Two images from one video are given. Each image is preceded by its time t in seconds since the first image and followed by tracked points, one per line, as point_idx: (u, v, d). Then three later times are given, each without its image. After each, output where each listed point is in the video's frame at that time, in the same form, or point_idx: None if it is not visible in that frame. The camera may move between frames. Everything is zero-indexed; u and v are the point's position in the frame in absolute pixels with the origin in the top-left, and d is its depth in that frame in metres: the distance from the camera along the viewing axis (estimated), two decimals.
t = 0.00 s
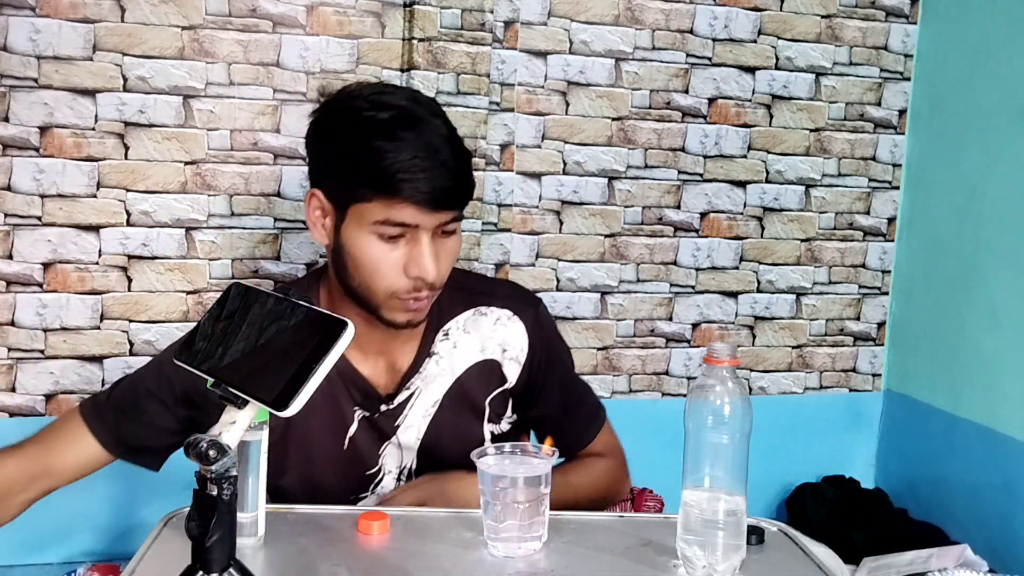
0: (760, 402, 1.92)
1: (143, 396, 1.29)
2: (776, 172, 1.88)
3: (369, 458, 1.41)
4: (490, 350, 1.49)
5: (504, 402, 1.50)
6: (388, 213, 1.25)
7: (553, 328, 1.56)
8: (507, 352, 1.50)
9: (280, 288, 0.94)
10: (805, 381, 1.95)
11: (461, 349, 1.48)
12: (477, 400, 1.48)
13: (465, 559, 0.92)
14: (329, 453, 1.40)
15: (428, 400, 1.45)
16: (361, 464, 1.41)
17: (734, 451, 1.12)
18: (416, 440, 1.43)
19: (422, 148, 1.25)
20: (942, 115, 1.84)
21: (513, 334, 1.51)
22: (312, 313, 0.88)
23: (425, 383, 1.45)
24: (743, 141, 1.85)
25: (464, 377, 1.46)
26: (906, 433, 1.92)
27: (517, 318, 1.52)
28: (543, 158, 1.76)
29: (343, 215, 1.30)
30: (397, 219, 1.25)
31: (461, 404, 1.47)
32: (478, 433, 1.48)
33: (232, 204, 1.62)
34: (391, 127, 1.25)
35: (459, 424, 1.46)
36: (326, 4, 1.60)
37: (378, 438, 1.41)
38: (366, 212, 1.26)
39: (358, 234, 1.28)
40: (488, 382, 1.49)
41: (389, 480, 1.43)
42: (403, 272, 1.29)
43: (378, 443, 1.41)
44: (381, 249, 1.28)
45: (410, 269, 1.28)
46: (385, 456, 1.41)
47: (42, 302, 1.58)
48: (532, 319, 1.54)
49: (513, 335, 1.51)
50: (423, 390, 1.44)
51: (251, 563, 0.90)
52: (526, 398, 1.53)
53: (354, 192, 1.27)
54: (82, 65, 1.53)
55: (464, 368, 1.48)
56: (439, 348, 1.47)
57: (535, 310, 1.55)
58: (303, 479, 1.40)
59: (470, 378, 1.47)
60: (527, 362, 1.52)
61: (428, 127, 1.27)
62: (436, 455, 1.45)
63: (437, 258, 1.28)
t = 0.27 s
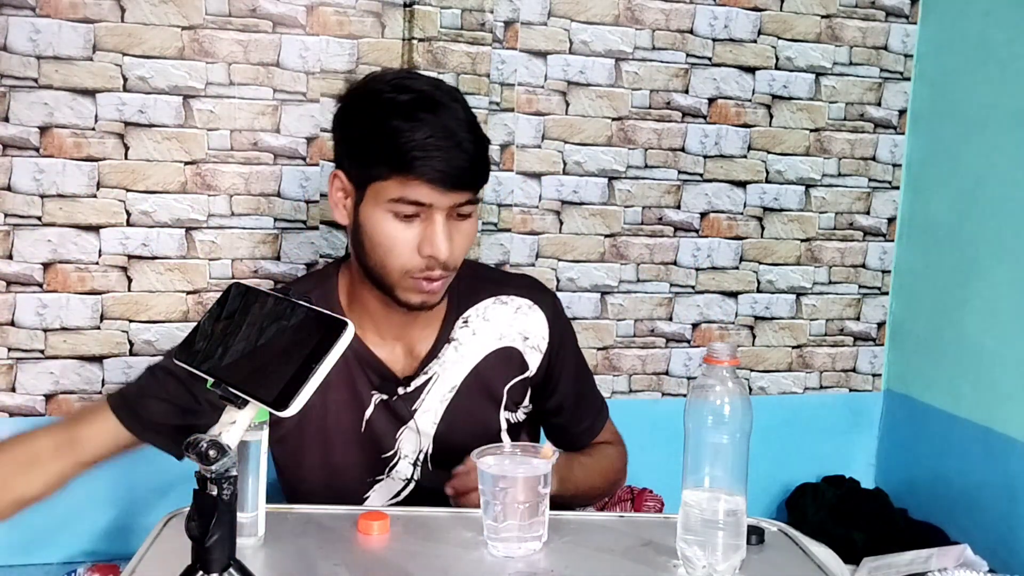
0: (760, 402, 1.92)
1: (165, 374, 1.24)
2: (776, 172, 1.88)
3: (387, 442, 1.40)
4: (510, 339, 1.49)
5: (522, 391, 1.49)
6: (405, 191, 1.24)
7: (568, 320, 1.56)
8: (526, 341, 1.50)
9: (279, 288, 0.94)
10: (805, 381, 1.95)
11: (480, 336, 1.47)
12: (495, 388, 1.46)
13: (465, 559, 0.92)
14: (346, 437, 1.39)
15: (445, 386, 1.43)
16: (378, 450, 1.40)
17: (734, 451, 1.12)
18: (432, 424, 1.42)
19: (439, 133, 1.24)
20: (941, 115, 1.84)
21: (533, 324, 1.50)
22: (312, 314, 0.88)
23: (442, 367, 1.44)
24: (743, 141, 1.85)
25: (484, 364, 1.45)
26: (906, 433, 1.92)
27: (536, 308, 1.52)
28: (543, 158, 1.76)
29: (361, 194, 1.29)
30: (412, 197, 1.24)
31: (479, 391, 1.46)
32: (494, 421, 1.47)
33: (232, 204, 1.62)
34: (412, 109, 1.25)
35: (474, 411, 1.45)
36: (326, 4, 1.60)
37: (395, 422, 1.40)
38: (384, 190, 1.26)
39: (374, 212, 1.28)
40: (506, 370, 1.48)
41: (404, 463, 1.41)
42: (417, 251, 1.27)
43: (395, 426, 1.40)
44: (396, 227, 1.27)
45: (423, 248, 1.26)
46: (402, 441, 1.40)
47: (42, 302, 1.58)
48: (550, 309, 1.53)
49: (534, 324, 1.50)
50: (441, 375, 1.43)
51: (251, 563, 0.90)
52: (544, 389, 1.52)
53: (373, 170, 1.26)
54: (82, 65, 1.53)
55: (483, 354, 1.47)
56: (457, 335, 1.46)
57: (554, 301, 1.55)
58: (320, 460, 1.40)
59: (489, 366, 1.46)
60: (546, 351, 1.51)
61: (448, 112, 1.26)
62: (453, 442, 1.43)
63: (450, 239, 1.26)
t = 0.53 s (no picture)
0: (760, 402, 1.92)
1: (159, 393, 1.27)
2: (776, 172, 1.88)
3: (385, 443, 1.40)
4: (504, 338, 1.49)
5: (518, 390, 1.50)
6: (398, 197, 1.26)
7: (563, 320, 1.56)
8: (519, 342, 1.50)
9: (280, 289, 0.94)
10: (805, 381, 1.95)
11: (475, 336, 1.47)
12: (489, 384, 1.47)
13: (465, 559, 0.92)
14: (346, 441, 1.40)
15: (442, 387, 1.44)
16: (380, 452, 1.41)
17: (734, 451, 1.12)
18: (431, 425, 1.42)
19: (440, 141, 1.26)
20: (941, 116, 1.84)
21: (526, 323, 1.51)
22: (312, 314, 0.88)
23: (438, 368, 1.44)
24: (743, 141, 1.85)
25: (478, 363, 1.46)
26: (906, 433, 1.92)
27: (529, 308, 1.52)
28: (543, 158, 1.76)
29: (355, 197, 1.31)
30: (404, 202, 1.26)
31: (476, 391, 1.46)
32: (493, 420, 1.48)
33: (232, 204, 1.62)
34: (410, 116, 1.27)
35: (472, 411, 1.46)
36: (326, 4, 1.60)
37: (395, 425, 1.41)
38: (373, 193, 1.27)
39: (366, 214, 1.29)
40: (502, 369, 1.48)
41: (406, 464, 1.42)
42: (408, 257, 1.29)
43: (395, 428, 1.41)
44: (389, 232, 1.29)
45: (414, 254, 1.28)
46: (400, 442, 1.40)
47: (42, 302, 1.58)
48: (544, 309, 1.54)
49: (527, 323, 1.51)
50: (437, 376, 1.44)
51: (251, 563, 0.90)
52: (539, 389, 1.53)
53: (367, 174, 1.28)
54: (82, 65, 1.53)
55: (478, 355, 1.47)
56: (451, 335, 1.46)
57: (547, 301, 1.55)
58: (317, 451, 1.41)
59: (484, 366, 1.47)
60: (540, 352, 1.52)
61: (445, 120, 1.27)
62: (453, 441, 1.44)
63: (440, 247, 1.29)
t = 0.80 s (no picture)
0: (760, 402, 1.92)
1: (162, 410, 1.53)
2: (776, 172, 1.88)
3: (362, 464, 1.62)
4: (483, 358, 1.69)
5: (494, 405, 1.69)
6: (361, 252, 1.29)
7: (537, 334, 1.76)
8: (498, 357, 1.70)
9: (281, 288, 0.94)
10: (805, 381, 1.95)
11: (450, 359, 1.66)
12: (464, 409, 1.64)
13: (464, 559, 0.92)
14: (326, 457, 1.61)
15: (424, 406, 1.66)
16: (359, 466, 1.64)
17: (734, 451, 1.12)
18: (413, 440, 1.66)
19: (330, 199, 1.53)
20: (942, 116, 1.85)
21: (500, 342, 1.70)
22: (311, 313, 0.88)
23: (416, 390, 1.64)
24: (743, 140, 1.85)
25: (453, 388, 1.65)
26: (906, 434, 1.92)
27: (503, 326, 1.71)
28: (543, 158, 1.76)
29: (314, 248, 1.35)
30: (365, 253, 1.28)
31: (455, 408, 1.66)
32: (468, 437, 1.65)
33: (232, 204, 1.61)
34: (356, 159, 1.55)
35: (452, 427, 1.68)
36: (326, 4, 1.59)
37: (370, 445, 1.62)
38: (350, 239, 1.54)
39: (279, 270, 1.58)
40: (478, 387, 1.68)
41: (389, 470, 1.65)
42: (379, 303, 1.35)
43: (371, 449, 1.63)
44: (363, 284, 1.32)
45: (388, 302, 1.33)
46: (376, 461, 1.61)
47: (42, 302, 1.58)
48: (518, 326, 1.74)
49: (502, 343, 1.70)
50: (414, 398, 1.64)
51: (251, 563, 0.90)
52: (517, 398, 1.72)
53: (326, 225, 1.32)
54: (82, 65, 1.53)
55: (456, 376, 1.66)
56: (426, 360, 1.64)
57: (521, 316, 1.74)
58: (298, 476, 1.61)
59: (464, 384, 1.68)
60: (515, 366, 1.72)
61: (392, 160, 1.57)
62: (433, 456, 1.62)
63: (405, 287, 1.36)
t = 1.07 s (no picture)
0: (760, 402, 1.92)
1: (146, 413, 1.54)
2: (776, 172, 1.88)
3: (347, 480, 1.54)
4: (466, 370, 1.62)
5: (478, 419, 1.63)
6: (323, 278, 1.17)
7: (523, 343, 1.69)
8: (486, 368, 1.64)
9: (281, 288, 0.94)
10: (805, 381, 1.95)
11: (432, 374, 1.59)
12: (449, 423, 1.57)
13: (464, 559, 0.92)
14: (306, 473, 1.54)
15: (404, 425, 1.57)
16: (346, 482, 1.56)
17: (734, 451, 1.12)
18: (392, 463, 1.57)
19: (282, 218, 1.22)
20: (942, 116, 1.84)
21: (485, 353, 1.63)
22: (311, 314, 0.88)
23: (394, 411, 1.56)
24: (743, 141, 1.85)
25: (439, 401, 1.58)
26: (906, 434, 1.92)
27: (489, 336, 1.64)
28: (543, 158, 1.76)
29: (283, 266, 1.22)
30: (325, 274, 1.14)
31: (437, 424, 1.60)
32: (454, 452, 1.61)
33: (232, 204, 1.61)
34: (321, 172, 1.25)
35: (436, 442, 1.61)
36: (326, 4, 1.60)
37: (350, 463, 1.54)
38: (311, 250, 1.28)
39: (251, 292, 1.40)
40: (461, 401, 1.62)
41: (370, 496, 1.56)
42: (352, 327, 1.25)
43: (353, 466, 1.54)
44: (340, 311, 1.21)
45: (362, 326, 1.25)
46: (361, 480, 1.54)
47: (42, 302, 1.58)
48: (503, 335, 1.67)
49: (486, 353, 1.63)
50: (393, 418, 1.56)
51: (251, 564, 0.90)
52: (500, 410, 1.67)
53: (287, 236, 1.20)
54: (82, 65, 1.53)
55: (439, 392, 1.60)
56: (407, 376, 1.57)
57: (507, 324, 1.68)
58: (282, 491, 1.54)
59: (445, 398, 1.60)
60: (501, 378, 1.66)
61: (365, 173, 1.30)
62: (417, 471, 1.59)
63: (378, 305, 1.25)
